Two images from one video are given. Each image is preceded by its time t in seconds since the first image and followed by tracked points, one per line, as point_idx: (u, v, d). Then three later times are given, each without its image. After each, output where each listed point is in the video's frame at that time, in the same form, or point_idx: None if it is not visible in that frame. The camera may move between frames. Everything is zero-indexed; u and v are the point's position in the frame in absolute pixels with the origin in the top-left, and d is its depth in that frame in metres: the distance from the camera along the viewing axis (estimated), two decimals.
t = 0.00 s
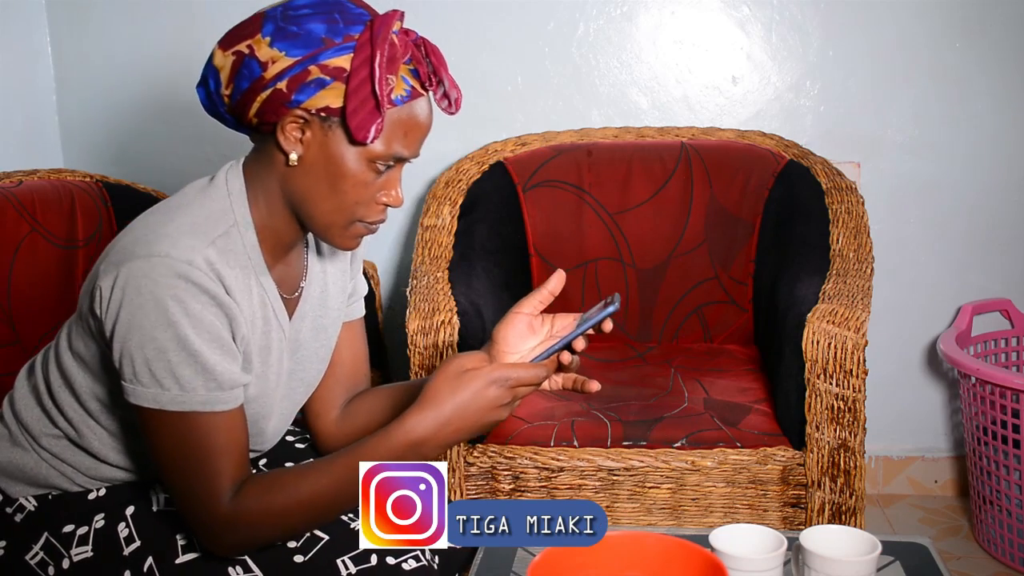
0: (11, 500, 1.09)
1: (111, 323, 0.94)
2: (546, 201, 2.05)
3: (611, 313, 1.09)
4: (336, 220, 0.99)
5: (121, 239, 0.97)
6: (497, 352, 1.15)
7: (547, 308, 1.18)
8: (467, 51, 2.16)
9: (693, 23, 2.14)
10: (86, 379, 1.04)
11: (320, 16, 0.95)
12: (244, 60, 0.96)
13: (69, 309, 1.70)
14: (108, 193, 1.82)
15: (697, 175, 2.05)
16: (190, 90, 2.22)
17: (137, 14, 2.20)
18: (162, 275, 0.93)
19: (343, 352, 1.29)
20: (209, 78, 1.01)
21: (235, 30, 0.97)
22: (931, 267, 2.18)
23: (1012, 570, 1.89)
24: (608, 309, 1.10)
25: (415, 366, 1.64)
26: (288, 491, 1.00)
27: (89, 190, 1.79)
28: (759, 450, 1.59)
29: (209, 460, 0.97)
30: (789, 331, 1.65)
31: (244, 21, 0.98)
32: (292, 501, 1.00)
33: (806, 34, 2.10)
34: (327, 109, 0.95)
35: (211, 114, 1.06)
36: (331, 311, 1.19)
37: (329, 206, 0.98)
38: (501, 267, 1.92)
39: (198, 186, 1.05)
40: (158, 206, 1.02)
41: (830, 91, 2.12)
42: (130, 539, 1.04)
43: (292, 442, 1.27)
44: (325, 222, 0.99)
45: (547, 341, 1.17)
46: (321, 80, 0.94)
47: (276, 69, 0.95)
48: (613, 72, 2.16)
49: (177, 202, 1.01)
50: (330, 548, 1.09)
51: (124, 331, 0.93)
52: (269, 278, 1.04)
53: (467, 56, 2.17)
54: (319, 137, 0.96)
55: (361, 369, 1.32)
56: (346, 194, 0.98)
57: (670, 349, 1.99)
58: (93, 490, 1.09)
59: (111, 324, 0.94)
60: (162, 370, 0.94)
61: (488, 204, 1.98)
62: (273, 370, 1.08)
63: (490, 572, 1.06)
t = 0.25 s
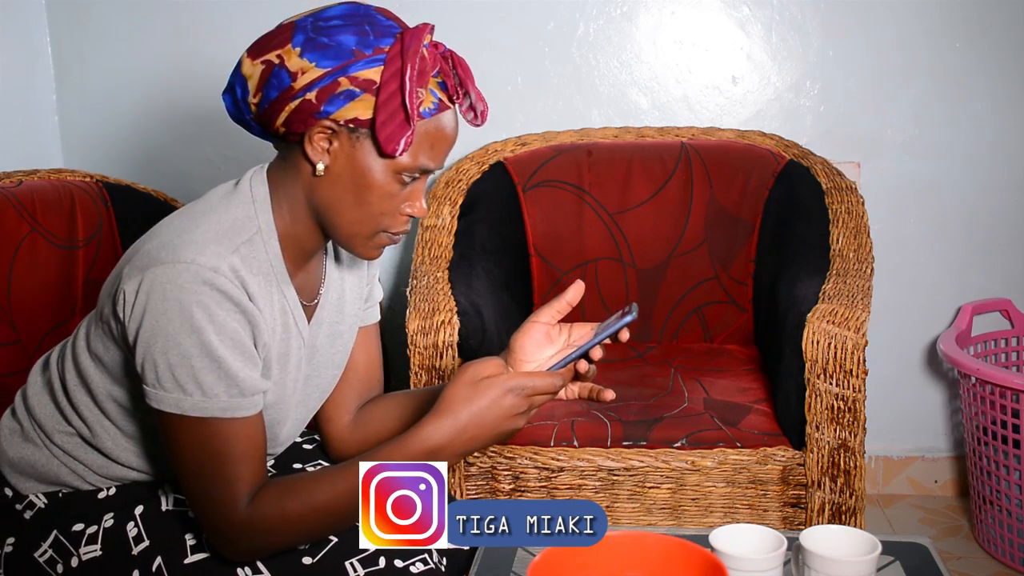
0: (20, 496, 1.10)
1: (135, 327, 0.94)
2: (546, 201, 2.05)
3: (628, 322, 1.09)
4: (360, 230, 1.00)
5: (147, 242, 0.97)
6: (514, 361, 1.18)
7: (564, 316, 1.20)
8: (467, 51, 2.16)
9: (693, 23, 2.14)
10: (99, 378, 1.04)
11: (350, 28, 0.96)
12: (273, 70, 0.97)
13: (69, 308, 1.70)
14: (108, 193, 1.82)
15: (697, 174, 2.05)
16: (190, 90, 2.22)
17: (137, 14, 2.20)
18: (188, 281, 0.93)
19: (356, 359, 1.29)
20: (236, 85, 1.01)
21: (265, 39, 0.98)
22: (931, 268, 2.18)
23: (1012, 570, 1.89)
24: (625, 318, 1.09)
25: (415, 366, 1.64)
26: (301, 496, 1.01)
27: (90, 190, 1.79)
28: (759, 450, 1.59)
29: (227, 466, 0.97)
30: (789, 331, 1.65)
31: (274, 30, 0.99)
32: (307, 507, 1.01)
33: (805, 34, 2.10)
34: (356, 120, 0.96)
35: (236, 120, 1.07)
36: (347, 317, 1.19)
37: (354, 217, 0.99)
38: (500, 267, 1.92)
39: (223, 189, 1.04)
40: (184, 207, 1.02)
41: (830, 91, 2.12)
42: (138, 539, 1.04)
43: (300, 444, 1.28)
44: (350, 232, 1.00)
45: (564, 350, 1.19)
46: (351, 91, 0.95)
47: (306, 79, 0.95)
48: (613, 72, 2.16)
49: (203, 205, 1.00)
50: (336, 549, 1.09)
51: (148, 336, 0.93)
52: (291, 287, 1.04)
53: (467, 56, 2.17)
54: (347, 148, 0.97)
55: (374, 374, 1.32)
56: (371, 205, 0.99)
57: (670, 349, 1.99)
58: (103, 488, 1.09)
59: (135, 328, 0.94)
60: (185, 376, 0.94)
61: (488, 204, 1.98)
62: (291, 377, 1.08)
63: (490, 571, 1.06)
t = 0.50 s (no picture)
0: (21, 495, 1.10)
1: (140, 330, 0.94)
2: (546, 201, 2.05)
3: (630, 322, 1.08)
4: (364, 235, 1.00)
5: (152, 244, 0.97)
6: (517, 365, 1.21)
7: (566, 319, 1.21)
8: (467, 50, 2.16)
9: (693, 23, 2.14)
10: (103, 378, 1.04)
11: (358, 32, 0.96)
12: (280, 73, 0.97)
13: (69, 308, 1.70)
14: (108, 193, 1.82)
15: (697, 174, 2.05)
16: (189, 91, 2.22)
17: (137, 14, 2.20)
18: (193, 284, 0.93)
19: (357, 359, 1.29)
20: (244, 88, 1.02)
21: (273, 42, 0.98)
22: (931, 268, 2.18)
23: (1012, 570, 1.89)
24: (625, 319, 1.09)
25: (415, 366, 1.64)
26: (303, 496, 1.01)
27: (90, 190, 1.79)
28: (759, 450, 1.59)
29: (230, 467, 0.97)
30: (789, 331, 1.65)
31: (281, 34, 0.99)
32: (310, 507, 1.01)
33: (805, 34, 2.10)
34: (361, 124, 0.96)
35: (243, 123, 1.07)
36: (350, 319, 1.19)
37: (358, 221, 0.99)
38: (500, 268, 1.92)
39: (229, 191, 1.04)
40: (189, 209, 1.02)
41: (830, 92, 2.12)
42: (138, 539, 1.04)
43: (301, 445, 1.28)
44: (354, 236, 1.00)
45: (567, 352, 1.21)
46: (357, 96, 0.95)
47: (312, 83, 0.95)
48: (613, 72, 2.16)
49: (208, 207, 1.00)
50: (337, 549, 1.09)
51: (153, 338, 0.93)
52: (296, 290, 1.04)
53: (467, 56, 2.17)
54: (352, 153, 0.97)
55: (375, 374, 1.32)
56: (376, 209, 0.99)
57: (669, 349, 2.00)
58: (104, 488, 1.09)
59: (140, 330, 0.94)
60: (190, 378, 0.94)
61: (488, 204, 1.98)
62: (294, 379, 1.08)
63: (489, 572, 1.06)
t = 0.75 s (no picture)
0: (18, 496, 1.10)
1: (135, 332, 0.94)
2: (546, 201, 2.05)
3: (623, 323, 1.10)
4: (359, 237, 1.00)
5: (148, 246, 0.97)
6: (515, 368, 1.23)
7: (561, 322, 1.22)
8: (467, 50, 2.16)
9: (693, 23, 2.14)
10: (99, 380, 1.04)
11: (351, 34, 0.96)
12: (274, 75, 0.97)
13: (69, 308, 1.70)
14: (108, 193, 1.82)
15: (696, 174, 2.05)
16: (188, 91, 2.22)
17: (137, 14, 2.20)
18: (188, 287, 0.93)
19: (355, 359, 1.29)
20: (239, 89, 1.02)
21: (267, 43, 0.98)
22: (931, 268, 2.18)
23: (1012, 569, 1.89)
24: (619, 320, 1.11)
25: (415, 366, 1.64)
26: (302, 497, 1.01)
27: (89, 190, 1.79)
28: (759, 450, 1.59)
29: (227, 469, 0.97)
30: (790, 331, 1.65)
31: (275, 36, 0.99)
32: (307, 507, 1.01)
33: (805, 34, 2.10)
34: (355, 126, 0.96)
35: (239, 123, 1.07)
36: (346, 319, 1.19)
37: (354, 223, 0.99)
38: (500, 267, 1.92)
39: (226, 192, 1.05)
40: (185, 211, 1.02)
41: (830, 92, 2.12)
42: (136, 539, 1.04)
43: (300, 444, 1.28)
44: (349, 238, 1.00)
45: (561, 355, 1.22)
46: (350, 98, 0.95)
47: (306, 85, 0.96)
48: (613, 73, 2.16)
49: (204, 209, 1.00)
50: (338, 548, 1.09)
51: (148, 341, 0.93)
52: (292, 292, 1.04)
53: (467, 56, 2.17)
54: (346, 154, 0.97)
55: (373, 373, 1.32)
56: (371, 211, 0.99)
57: (669, 349, 2.00)
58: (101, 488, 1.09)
59: (135, 333, 0.94)
60: (185, 381, 0.94)
61: (488, 203, 1.98)
62: (291, 380, 1.08)
63: (490, 571, 1.06)
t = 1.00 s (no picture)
0: (19, 496, 1.10)
1: (134, 333, 0.94)
2: (546, 201, 2.05)
3: (622, 325, 1.09)
4: (357, 239, 1.00)
5: (148, 246, 0.97)
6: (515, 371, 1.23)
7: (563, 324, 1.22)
8: (467, 50, 2.16)
9: (693, 23, 2.14)
10: (98, 381, 1.04)
11: (351, 35, 0.96)
12: (273, 76, 0.97)
13: (69, 308, 1.70)
14: (108, 193, 1.82)
15: (696, 174, 2.05)
16: (187, 91, 2.22)
17: (137, 14, 2.20)
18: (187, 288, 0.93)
19: (356, 359, 1.29)
20: (239, 90, 1.02)
21: (267, 44, 0.98)
22: (931, 268, 2.18)
23: (1012, 570, 1.89)
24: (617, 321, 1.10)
25: (415, 366, 1.64)
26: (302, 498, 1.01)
27: (89, 190, 1.79)
28: (759, 450, 1.59)
29: (226, 471, 0.98)
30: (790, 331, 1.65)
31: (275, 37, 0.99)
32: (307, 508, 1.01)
33: (805, 34, 2.10)
34: (353, 128, 0.96)
35: (239, 123, 1.07)
36: (347, 320, 1.19)
37: (353, 225, 0.99)
38: (500, 267, 1.92)
39: (226, 193, 1.05)
40: (185, 211, 1.02)
41: (830, 92, 2.12)
42: (136, 539, 1.04)
43: (301, 444, 1.28)
44: (347, 239, 1.00)
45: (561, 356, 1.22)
46: (348, 99, 0.95)
47: (305, 86, 0.96)
48: (613, 73, 2.16)
49: (204, 210, 1.00)
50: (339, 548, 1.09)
51: (147, 342, 0.93)
52: (292, 293, 1.04)
53: (467, 56, 2.17)
54: (344, 156, 0.97)
55: (375, 373, 1.32)
56: (369, 214, 0.98)
57: (669, 349, 2.00)
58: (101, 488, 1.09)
59: (134, 333, 0.94)
60: (185, 382, 0.94)
61: (488, 203, 1.98)
62: (291, 381, 1.08)
63: (490, 572, 1.06)
